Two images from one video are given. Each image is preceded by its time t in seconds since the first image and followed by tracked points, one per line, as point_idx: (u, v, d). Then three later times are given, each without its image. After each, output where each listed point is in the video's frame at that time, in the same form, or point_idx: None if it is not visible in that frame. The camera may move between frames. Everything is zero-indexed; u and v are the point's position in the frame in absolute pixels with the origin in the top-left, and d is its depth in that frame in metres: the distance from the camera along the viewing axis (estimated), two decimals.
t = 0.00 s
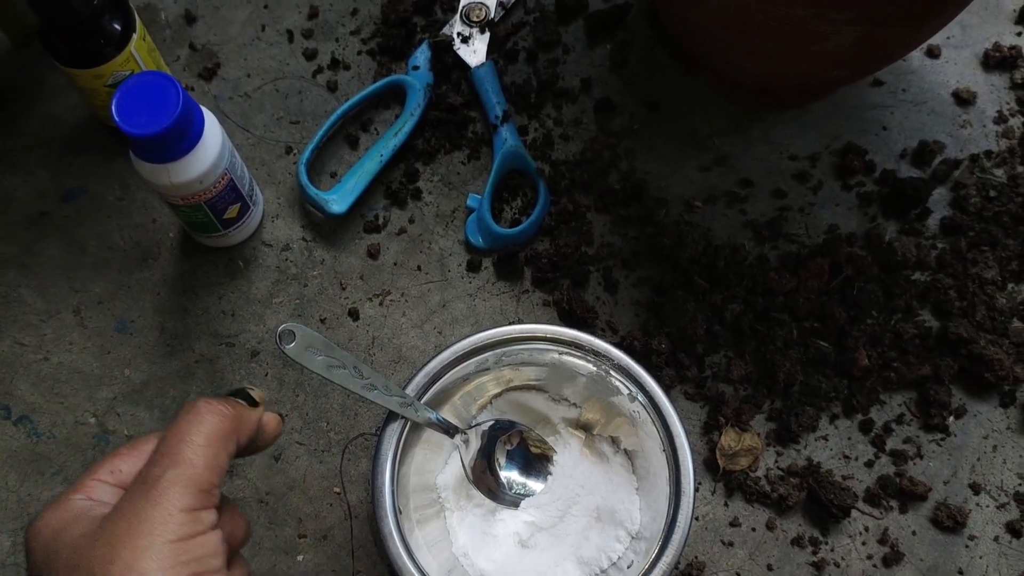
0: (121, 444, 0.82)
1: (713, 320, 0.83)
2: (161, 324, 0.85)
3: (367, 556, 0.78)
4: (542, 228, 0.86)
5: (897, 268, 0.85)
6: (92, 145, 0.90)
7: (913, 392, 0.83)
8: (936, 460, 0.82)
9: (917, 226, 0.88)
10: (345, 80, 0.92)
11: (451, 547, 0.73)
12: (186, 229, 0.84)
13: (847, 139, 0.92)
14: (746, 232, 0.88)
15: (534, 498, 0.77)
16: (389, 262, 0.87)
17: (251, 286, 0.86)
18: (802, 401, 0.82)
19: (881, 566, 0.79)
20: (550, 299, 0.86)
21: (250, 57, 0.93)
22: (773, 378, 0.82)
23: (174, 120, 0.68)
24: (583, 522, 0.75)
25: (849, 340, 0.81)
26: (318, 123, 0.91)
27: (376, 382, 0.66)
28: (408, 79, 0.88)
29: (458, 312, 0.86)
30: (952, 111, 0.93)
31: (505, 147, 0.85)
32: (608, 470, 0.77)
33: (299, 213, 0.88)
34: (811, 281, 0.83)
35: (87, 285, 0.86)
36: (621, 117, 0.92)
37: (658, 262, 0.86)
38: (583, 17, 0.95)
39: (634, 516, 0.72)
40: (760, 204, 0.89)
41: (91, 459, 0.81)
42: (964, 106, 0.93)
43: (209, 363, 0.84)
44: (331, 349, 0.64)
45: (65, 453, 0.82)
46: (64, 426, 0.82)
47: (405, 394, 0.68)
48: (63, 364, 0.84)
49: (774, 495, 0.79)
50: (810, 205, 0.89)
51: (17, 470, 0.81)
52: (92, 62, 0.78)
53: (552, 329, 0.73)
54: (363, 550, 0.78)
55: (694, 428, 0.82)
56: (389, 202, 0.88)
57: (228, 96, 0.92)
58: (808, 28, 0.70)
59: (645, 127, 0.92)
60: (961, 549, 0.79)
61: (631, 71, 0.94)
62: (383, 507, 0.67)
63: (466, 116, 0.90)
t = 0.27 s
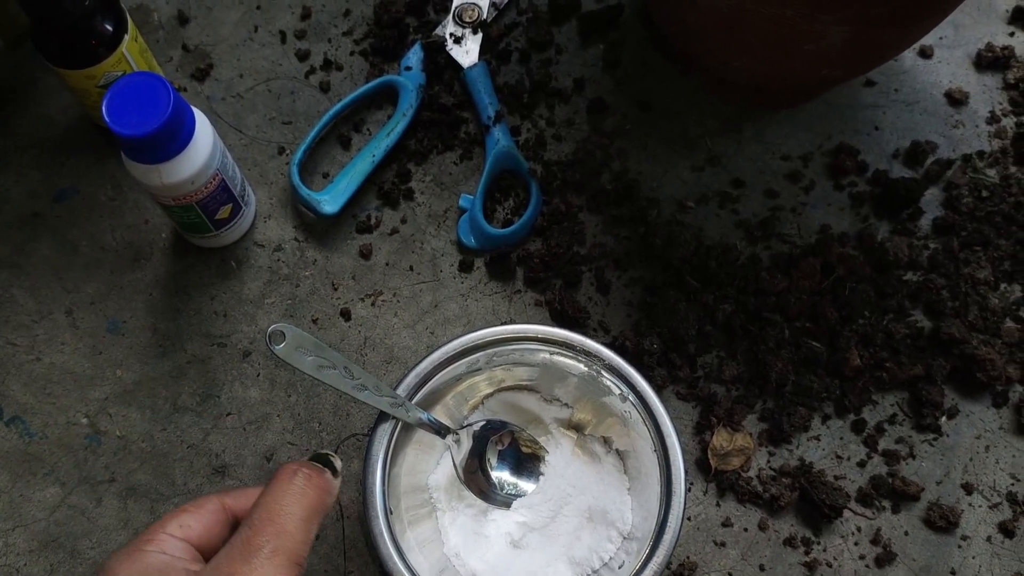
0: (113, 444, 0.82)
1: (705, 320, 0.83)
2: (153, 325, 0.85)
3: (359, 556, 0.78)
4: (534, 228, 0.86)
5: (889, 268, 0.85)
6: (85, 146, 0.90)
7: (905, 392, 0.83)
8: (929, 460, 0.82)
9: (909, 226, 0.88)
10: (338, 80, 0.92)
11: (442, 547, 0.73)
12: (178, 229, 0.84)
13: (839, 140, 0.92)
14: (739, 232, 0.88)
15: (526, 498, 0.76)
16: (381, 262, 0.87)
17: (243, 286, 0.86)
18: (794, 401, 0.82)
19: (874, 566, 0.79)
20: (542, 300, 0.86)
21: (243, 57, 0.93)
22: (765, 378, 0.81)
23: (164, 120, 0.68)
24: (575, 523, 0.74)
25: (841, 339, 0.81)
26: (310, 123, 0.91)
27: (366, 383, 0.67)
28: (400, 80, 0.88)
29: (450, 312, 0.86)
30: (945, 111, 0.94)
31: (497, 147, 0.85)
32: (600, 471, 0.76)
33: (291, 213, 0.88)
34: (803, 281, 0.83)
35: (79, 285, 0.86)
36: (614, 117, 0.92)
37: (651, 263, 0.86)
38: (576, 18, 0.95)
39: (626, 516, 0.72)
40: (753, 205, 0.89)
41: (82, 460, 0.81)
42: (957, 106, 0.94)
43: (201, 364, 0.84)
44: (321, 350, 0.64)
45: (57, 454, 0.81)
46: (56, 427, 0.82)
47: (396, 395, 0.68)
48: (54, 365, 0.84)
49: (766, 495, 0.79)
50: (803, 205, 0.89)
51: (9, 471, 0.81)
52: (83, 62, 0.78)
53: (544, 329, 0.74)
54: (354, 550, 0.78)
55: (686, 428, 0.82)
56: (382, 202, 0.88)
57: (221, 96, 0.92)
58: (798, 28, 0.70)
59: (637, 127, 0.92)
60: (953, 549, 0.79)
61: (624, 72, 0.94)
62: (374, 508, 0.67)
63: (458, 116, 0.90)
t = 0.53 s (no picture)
0: (114, 440, 0.81)
1: (711, 314, 0.82)
2: (154, 320, 0.84)
3: (362, 553, 0.77)
4: (539, 223, 0.86)
5: (895, 263, 0.84)
6: (86, 140, 0.89)
7: (912, 388, 0.83)
8: (936, 456, 0.81)
9: (916, 220, 0.87)
10: (340, 75, 0.92)
11: (447, 544, 0.71)
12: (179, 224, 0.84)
13: (845, 134, 0.92)
14: (744, 227, 0.87)
15: (530, 494, 0.76)
16: (384, 257, 0.86)
17: (245, 281, 0.85)
18: (800, 396, 0.81)
19: (882, 563, 0.78)
20: (546, 295, 0.85)
21: (245, 51, 0.93)
22: (771, 373, 0.81)
23: (165, 113, 0.68)
24: (580, 519, 0.74)
25: (848, 334, 0.81)
26: (313, 118, 0.90)
27: (369, 377, 0.66)
28: (403, 73, 0.88)
29: (454, 307, 0.85)
30: (951, 105, 0.93)
31: (500, 141, 0.85)
32: (605, 467, 0.76)
33: (293, 208, 0.88)
34: (809, 276, 0.82)
35: (80, 280, 0.85)
36: (618, 112, 0.91)
37: (656, 257, 0.85)
38: (580, 12, 0.94)
39: (631, 512, 0.71)
40: (758, 199, 0.88)
41: (83, 456, 0.81)
42: (963, 100, 0.93)
43: (203, 359, 0.83)
44: (324, 344, 0.64)
45: (57, 450, 0.81)
46: (57, 423, 0.81)
47: (400, 390, 0.67)
48: (55, 360, 0.83)
49: (773, 492, 0.79)
50: (808, 199, 0.89)
51: (9, 467, 0.81)
52: (83, 55, 0.77)
53: (549, 323, 0.72)
54: (357, 547, 0.77)
55: (692, 423, 0.81)
56: (385, 197, 0.88)
57: (222, 90, 0.91)
58: (803, 21, 0.69)
59: (642, 121, 0.91)
60: (962, 546, 0.79)
61: (628, 66, 0.93)
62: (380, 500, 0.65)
63: (461, 110, 0.89)
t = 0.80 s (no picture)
0: (116, 442, 0.81)
1: (713, 316, 0.82)
2: (156, 322, 0.84)
3: (364, 555, 0.77)
4: (540, 224, 0.86)
5: (897, 265, 0.84)
6: (87, 142, 0.89)
7: (914, 390, 0.82)
8: (938, 458, 0.81)
9: (918, 222, 0.87)
10: (341, 76, 0.92)
11: (448, 546, 0.72)
12: (181, 226, 0.84)
13: (847, 135, 0.92)
14: (746, 229, 0.87)
15: (532, 496, 0.76)
16: (386, 259, 0.86)
17: (247, 283, 0.85)
18: (802, 399, 0.81)
19: (884, 566, 0.78)
20: (547, 296, 0.85)
21: (246, 53, 0.93)
22: (773, 376, 0.81)
23: (167, 115, 0.68)
24: (582, 521, 0.74)
25: (849, 337, 0.81)
26: (314, 119, 0.90)
27: (371, 381, 0.66)
28: (404, 75, 0.88)
29: (456, 309, 0.85)
30: (953, 107, 0.93)
31: (502, 143, 0.85)
32: (607, 469, 0.76)
33: (295, 210, 0.88)
34: (811, 278, 0.82)
35: (82, 282, 0.85)
36: (620, 113, 0.91)
37: (657, 259, 0.85)
38: (582, 13, 0.94)
39: (633, 515, 0.71)
40: (760, 201, 0.88)
41: (85, 458, 0.81)
42: (965, 102, 0.93)
43: (205, 361, 0.83)
44: (326, 347, 0.65)
45: (59, 452, 0.81)
46: (58, 425, 0.81)
47: (402, 392, 0.67)
48: (57, 362, 0.83)
49: (775, 494, 0.79)
50: (810, 201, 0.89)
51: (11, 469, 0.80)
52: (85, 57, 0.77)
53: (551, 326, 0.72)
54: (359, 549, 0.77)
55: (694, 426, 0.81)
56: (386, 199, 0.88)
57: (224, 92, 0.91)
58: (806, 23, 0.69)
59: (643, 123, 0.91)
60: (964, 548, 0.78)
61: (630, 67, 0.93)
62: (379, 505, 0.66)
63: (463, 112, 0.89)
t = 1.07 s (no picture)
0: (112, 442, 0.81)
1: (711, 315, 0.82)
2: (152, 321, 0.84)
3: (360, 555, 0.77)
4: (538, 223, 0.85)
5: (896, 264, 0.84)
6: (83, 140, 0.89)
7: (913, 389, 0.82)
8: (938, 457, 0.81)
9: (917, 220, 0.87)
10: (339, 74, 0.91)
11: (441, 527, 0.72)
12: (177, 224, 0.83)
13: (846, 134, 0.91)
14: (744, 228, 0.87)
15: (535, 496, 0.75)
16: (383, 257, 0.86)
17: (243, 282, 0.85)
18: (801, 398, 0.81)
19: (882, 566, 0.78)
20: (545, 295, 0.85)
21: (243, 51, 0.92)
22: (771, 375, 0.80)
23: (163, 113, 0.67)
24: (578, 531, 0.73)
25: (848, 336, 0.80)
26: (311, 118, 0.90)
27: (389, 361, 0.66)
28: (402, 73, 0.87)
29: (453, 308, 0.85)
30: (953, 105, 0.92)
31: (500, 141, 0.84)
32: (614, 483, 0.74)
33: (292, 208, 0.87)
34: (810, 277, 0.82)
35: (77, 281, 0.85)
36: (618, 112, 0.91)
37: (655, 258, 0.85)
38: (580, 11, 0.94)
39: (630, 533, 0.70)
40: (759, 200, 0.88)
41: (80, 457, 0.80)
42: (964, 100, 0.92)
43: (201, 360, 0.83)
44: (350, 326, 0.65)
45: (54, 451, 0.80)
46: (54, 424, 0.81)
47: (420, 375, 0.67)
48: (52, 361, 0.83)
49: (773, 494, 0.78)
50: (809, 200, 0.88)
51: (5, 469, 0.80)
52: (81, 55, 0.77)
53: (585, 331, 0.70)
54: (356, 549, 0.77)
55: (692, 425, 0.81)
56: (383, 197, 0.87)
57: (221, 90, 0.91)
58: (805, 21, 0.69)
59: (641, 121, 0.91)
60: (963, 548, 0.78)
61: (628, 66, 0.93)
62: (380, 475, 0.65)
63: (460, 110, 0.89)
